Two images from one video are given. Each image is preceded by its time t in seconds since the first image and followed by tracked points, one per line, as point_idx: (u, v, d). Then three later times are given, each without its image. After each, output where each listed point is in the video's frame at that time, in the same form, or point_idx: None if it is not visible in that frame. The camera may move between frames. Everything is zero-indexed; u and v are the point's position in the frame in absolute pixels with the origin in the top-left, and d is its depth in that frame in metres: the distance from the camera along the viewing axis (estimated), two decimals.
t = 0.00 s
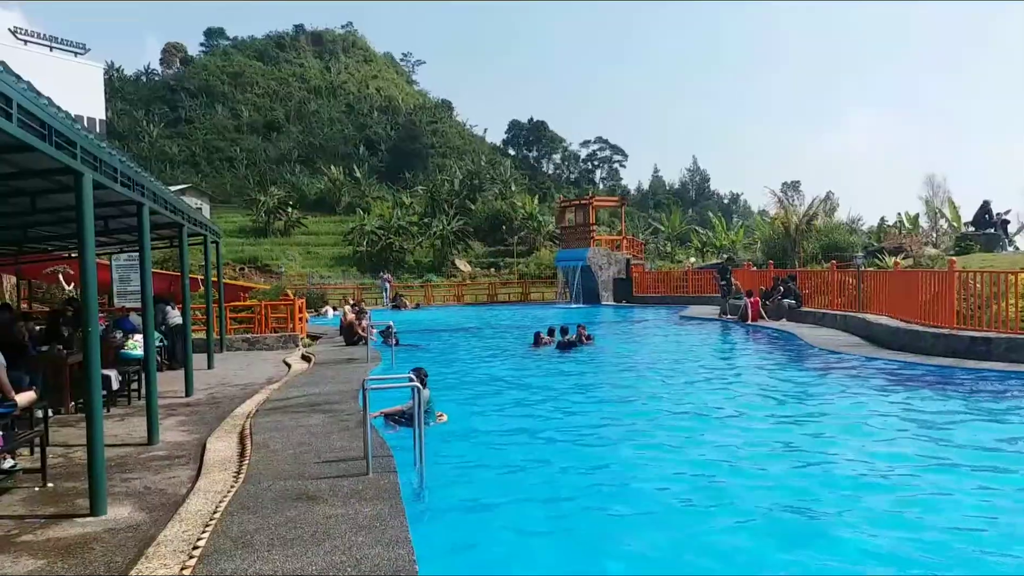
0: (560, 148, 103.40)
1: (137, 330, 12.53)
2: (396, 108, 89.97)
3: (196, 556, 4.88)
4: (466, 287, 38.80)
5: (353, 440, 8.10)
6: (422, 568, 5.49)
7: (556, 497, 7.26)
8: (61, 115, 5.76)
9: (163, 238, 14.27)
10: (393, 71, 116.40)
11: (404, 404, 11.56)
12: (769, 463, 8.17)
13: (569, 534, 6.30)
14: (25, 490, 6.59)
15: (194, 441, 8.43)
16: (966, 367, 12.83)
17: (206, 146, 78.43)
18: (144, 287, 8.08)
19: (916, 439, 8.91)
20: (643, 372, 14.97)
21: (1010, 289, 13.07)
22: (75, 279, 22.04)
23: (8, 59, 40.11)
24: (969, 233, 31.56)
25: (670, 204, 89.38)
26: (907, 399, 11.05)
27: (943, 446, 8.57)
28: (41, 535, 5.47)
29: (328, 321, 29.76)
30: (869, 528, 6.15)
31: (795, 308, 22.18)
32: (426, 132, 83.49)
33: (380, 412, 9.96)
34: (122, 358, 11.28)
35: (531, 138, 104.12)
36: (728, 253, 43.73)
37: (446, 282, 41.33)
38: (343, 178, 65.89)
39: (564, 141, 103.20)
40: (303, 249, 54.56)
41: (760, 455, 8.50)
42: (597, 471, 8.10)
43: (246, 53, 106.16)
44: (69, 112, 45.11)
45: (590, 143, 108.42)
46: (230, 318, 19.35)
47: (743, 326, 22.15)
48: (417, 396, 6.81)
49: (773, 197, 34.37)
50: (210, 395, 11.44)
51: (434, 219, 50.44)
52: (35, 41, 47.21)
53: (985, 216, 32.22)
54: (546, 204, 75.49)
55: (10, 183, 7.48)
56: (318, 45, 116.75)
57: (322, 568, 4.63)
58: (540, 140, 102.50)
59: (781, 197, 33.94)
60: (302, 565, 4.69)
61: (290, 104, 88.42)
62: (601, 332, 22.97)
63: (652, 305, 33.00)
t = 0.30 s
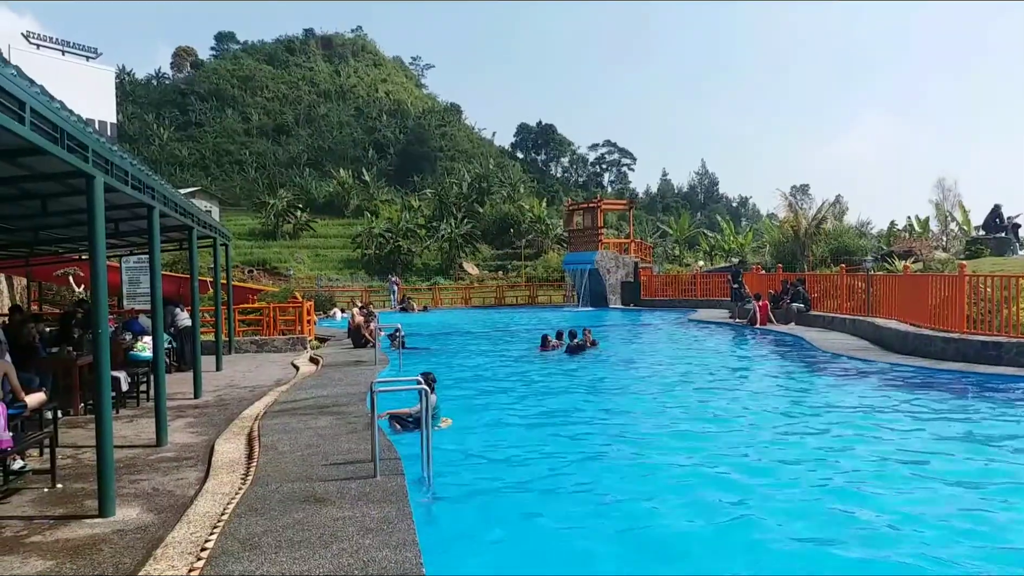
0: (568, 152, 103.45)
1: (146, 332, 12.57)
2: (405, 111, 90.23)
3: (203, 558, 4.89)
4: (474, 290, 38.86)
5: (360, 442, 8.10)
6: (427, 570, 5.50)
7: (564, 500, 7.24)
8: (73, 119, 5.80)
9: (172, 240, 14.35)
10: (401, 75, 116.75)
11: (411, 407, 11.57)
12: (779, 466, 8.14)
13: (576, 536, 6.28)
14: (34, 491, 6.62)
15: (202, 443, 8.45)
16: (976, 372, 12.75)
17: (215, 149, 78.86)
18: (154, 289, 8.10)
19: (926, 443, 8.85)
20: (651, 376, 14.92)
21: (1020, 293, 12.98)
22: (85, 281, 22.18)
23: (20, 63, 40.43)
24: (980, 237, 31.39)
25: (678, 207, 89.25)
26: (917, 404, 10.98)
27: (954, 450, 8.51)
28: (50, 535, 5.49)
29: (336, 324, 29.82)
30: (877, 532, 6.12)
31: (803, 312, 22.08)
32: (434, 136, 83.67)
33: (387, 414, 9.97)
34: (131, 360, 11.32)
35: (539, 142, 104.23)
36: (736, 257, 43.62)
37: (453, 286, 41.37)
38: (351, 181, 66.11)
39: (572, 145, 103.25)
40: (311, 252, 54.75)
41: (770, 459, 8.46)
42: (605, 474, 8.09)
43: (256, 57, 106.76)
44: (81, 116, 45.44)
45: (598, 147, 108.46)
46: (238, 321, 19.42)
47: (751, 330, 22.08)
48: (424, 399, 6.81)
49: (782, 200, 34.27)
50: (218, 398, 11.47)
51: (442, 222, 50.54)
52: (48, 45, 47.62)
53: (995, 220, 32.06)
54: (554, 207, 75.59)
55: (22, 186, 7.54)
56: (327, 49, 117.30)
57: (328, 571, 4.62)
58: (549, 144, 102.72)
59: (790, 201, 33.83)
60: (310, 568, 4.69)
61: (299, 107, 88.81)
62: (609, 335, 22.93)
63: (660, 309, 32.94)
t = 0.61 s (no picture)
0: (567, 153, 103.51)
1: (143, 330, 12.55)
2: (404, 111, 90.23)
3: (198, 557, 4.88)
4: (472, 291, 38.88)
5: (357, 441, 8.10)
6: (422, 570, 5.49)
7: (563, 501, 7.23)
8: (72, 116, 5.79)
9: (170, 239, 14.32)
10: (401, 75, 116.73)
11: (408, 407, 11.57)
12: (776, 469, 8.13)
13: (575, 537, 6.28)
14: (29, 489, 6.60)
15: (198, 442, 8.43)
16: (973, 375, 12.76)
17: (214, 147, 78.77)
18: (151, 287, 8.08)
19: (924, 446, 8.86)
20: (647, 377, 14.94)
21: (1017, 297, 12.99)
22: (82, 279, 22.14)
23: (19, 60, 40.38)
24: (977, 241, 31.44)
25: (676, 209, 89.29)
26: (913, 407, 11.00)
27: (951, 454, 8.52)
28: (45, 533, 5.48)
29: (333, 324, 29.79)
30: (876, 535, 6.12)
31: (801, 314, 22.10)
32: (434, 136, 83.68)
33: (384, 414, 9.96)
34: (127, 358, 11.30)
35: (538, 143, 104.29)
36: (734, 259, 43.66)
37: (451, 286, 41.36)
38: (350, 181, 66.07)
39: (571, 146, 103.32)
40: (309, 251, 54.71)
41: (768, 461, 8.46)
42: (604, 475, 8.09)
43: (255, 55, 106.66)
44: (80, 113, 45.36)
45: (597, 148, 108.58)
46: (235, 320, 19.40)
47: (748, 332, 22.09)
48: (421, 399, 6.80)
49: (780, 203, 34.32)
50: (214, 396, 11.45)
51: (441, 222, 50.54)
52: (48, 42, 47.54)
53: (993, 225, 32.15)
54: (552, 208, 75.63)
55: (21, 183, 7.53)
56: (327, 49, 117.23)
57: (324, 570, 4.62)
58: (548, 145, 102.97)
59: (788, 203, 33.87)
60: (305, 567, 4.68)
61: (298, 106, 88.77)
62: (606, 337, 22.94)
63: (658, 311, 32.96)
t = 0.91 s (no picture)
0: (560, 150, 103.51)
1: (135, 327, 12.50)
2: (398, 107, 90.03)
3: (192, 552, 4.88)
4: (466, 287, 38.84)
5: (350, 438, 8.09)
6: (417, 568, 5.46)
7: (558, 499, 7.23)
8: (62, 111, 5.75)
9: (162, 235, 14.27)
10: (394, 71, 116.37)
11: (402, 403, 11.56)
12: (771, 465, 8.15)
13: (570, 534, 6.28)
14: (21, 486, 6.58)
15: (192, 438, 8.42)
16: (964, 371, 12.85)
17: (206, 143, 78.43)
18: (143, 284, 8.05)
19: (916, 442, 8.90)
20: (640, 373, 14.97)
21: (1008, 293, 13.07)
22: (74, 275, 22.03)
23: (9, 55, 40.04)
24: (969, 238, 31.62)
25: (669, 206, 89.43)
26: (905, 403, 11.06)
27: (944, 450, 8.57)
28: (37, 531, 5.46)
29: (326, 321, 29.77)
30: (870, 531, 6.14)
31: (793, 311, 22.18)
32: (427, 132, 83.54)
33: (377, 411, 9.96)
34: (119, 355, 11.27)
35: (531, 140, 104.25)
36: (728, 256, 43.79)
37: (445, 283, 41.33)
38: (343, 177, 65.90)
39: (564, 143, 103.32)
40: (302, 248, 54.57)
41: (762, 457, 8.48)
42: (599, 472, 8.08)
43: (248, 51, 106.17)
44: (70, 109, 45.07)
45: (591, 145, 108.64)
46: (228, 316, 19.33)
47: (741, 328, 22.16)
48: (416, 399, 6.75)
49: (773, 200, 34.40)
50: (208, 393, 11.42)
51: (435, 218, 50.47)
52: (38, 37, 47.17)
53: (984, 221, 32.32)
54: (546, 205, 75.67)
55: (12, 178, 7.49)
56: (320, 45, 116.86)
57: (318, 567, 4.62)
58: (541, 141, 102.91)
59: (782, 199, 33.93)
60: (300, 563, 4.68)
61: (291, 103, 88.49)
62: (600, 333, 22.96)
63: (651, 307, 33.02)
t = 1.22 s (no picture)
0: (560, 147, 103.45)
1: (134, 324, 12.49)
2: (397, 104, 89.95)
3: (192, 550, 4.87)
4: (465, 285, 38.80)
5: (350, 435, 8.09)
6: (418, 569, 5.42)
7: (559, 497, 7.19)
8: (62, 108, 5.75)
9: (162, 232, 14.25)
10: (394, 68, 116.22)
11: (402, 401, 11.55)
12: (773, 463, 8.13)
13: (573, 534, 6.21)
14: (21, 483, 6.57)
15: (191, 436, 8.42)
16: (963, 370, 12.85)
17: (205, 140, 78.33)
18: (143, 281, 8.05)
19: (916, 442, 8.86)
20: (640, 371, 14.96)
21: (1007, 292, 13.08)
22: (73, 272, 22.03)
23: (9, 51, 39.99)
24: (968, 237, 31.61)
25: (669, 204, 89.40)
26: (905, 401, 11.07)
27: (944, 449, 8.54)
28: (37, 528, 5.46)
29: (326, 318, 29.77)
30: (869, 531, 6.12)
31: (793, 309, 22.19)
32: (427, 130, 83.46)
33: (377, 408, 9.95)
34: (119, 352, 11.26)
35: (531, 137, 104.21)
36: (727, 254, 43.81)
37: (444, 280, 41.31)
38: (343, 175, 65.84)
39: (564, 140, 103.26)
40: (302, 245, 54.55)
41: (763, 456, 8.44)
42: (600, 471, 8.03)
43: (247, 48, 106.03)
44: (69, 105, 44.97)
45: (591, 143, 108.56)
46: (228, 313, 19.32)
47: (740, 326, 22.17)
48: (415, 394, 6.77)
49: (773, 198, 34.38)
50: (208, 390, 11.42)
51: (434, 216, 50.47)
52: (37, 34, 47.08)
53: (984, 220, 32.30)
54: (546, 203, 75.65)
55: (11, 174, 7.48)
56: (320, 42, 116.72)
57: (318, 564, 4.61)
58: (541, 139, 102.89)
59: (781, 198, 33.91)
60: (300, 560, 4.68)
61: (290, 99, 88.41)
62: (599, 331, 22.93)
63: (650, 305, 33.00)
